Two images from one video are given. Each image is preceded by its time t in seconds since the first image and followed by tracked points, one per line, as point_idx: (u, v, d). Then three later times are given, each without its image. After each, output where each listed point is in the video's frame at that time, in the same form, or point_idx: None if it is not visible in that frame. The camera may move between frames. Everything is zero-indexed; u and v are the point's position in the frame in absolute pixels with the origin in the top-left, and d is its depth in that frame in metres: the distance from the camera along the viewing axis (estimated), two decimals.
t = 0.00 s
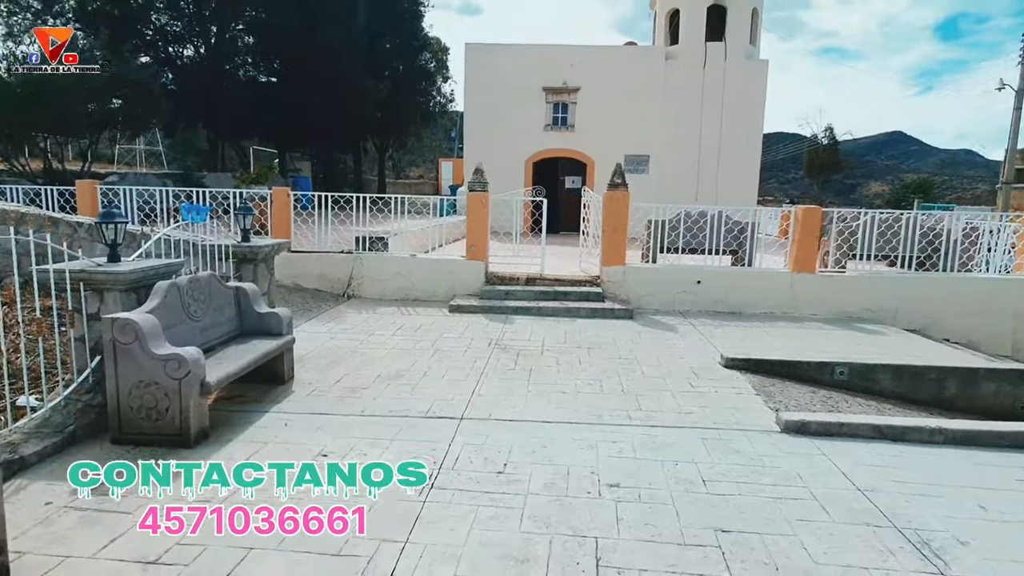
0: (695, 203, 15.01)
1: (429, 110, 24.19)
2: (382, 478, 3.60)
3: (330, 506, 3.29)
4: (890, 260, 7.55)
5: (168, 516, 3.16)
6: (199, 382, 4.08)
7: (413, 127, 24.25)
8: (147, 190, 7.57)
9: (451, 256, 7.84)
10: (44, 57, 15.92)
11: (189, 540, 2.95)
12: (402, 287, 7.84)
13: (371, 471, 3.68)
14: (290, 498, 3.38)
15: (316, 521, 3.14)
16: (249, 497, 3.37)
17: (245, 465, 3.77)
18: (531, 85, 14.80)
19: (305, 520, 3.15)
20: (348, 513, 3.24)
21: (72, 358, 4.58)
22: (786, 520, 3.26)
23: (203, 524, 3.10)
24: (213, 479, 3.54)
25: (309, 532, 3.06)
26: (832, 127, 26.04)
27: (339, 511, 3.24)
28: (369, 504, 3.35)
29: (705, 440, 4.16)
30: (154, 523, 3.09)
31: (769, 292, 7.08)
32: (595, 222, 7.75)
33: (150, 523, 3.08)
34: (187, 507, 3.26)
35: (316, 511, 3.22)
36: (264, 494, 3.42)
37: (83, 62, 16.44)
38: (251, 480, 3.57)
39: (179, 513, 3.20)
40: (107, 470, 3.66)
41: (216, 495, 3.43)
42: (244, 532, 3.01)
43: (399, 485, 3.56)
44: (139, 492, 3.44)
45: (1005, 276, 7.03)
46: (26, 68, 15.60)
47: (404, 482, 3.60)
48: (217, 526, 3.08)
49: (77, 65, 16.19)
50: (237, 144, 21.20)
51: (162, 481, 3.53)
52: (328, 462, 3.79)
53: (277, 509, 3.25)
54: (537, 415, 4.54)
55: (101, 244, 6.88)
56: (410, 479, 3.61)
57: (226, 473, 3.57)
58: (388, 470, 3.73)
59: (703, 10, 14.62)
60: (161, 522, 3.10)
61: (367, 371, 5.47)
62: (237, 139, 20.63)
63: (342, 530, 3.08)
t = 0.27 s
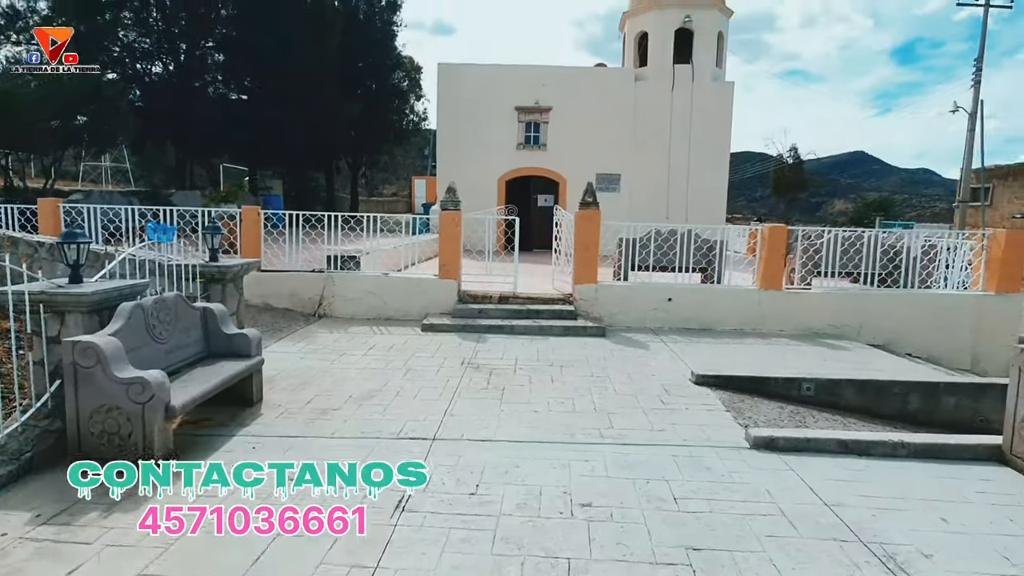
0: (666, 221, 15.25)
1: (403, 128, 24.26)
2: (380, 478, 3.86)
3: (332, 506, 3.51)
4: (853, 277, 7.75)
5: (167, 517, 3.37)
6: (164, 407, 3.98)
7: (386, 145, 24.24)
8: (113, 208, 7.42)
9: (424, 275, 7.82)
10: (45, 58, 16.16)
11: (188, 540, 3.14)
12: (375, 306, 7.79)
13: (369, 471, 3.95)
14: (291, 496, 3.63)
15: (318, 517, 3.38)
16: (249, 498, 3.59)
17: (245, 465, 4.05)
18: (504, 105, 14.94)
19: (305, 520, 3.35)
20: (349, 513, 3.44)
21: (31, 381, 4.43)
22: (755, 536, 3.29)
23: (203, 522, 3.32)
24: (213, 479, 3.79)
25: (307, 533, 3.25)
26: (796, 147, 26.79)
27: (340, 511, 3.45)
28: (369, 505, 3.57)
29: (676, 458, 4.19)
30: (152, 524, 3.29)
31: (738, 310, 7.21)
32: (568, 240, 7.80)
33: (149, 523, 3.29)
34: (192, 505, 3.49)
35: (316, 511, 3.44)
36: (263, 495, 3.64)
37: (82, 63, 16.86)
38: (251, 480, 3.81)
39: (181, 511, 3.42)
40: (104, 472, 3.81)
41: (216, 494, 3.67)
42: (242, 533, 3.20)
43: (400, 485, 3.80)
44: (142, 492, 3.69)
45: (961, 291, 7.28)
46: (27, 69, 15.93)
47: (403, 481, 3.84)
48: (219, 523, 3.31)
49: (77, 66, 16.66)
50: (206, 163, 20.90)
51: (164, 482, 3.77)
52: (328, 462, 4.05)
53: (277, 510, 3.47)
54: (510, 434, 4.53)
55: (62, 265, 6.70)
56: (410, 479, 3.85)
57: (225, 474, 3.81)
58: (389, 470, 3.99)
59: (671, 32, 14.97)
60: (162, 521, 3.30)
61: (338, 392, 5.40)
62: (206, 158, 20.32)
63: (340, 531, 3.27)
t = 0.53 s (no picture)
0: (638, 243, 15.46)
1: (376, 149, 24.30)
2: (379, 478, 4.14)
3: (332, 503, 3.81)
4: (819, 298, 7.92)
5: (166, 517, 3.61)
6: (127, 435, 3.86)
7: (360, 167, 24.19)
8: (77, 230, 7.24)
9: (397, 297, 7.78)
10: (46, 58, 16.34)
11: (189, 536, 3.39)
12: (347, 329, 7.71)
13: (369, 471, 4.23)
14: (290, 495, 3.92)
15: (318, 514, 3.68)
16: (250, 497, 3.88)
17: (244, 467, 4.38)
18: (477, 126, 15.05)
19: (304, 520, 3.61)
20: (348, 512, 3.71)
21: None
22: (728, 558, 3.28)
23: (202, 522, 3.59)
24: (212, 480, 4.06)
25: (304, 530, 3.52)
26: (763, 170, 27.48)
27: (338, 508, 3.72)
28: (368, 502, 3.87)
29: (649, 479, 4.19)
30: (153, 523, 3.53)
31: (708, 331, 7.31)
32: (540, 262, 7.85)
33: (151, 522, 3.57)
34: (192, 505, 3.78)
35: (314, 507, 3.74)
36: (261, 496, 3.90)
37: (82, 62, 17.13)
38: (249, 481, 4.08)
39: (179, 512, 3.70)
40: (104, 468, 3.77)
41: (216, 494, 3.96)
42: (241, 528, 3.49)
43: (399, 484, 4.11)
44: (143, 492, 3.99)
45: (922, 310, 7.49)
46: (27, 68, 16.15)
47: (402, 482, 4.12)
48: (218, 523, 3.58)
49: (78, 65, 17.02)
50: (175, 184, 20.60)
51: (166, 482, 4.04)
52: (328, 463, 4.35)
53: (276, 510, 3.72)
54: (483, 459, 4.49)
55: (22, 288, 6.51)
56: (409, 479, 4.13)
57: (224, 475, 4.07)
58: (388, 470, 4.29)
59: (640, 58, 15.31)
60: (162, 521, 3.58)
61: (308, 418, 5.30)
62: (175, 179, 19.96)
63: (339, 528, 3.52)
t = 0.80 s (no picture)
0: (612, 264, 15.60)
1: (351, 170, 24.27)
2: (378, 478, 4.47)
3: (332, 501, 4.17)
4: (788, 319, 8.08)
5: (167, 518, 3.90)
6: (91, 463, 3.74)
7: (335, 188, 24.09)
8: (41, 252, 7.06)
9: (371, 319, 7.71)
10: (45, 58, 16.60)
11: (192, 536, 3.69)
12: (320, 352, 7.61)
13: (366, 473, 4.56)
14: (294, 495, 4.26)
15: (318, 511, 4.01)
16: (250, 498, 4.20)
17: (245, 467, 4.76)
18: (453, 148, 15.13)
19: (308, 516, 3.94)
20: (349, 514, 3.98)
21: None
22: None
23: (207, 519, 3.90)
24: (213, 480, 4.40)
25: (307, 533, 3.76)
26: (732, 194, 28.09)
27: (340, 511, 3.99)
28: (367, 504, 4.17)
29: (624, 501, 4.16)
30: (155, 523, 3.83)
31: (681, 352, 7.39)
32: (515, 284, 7.87)
33: (157, 519, 3.88)
34: (201, 502, 4.14)
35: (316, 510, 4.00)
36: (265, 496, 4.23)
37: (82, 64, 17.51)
38: (249, 482, 4.43)
39: (186, 509, 4.02)
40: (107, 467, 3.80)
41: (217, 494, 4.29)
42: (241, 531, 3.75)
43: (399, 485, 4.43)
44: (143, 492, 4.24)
45: (887, 331, 7.67)
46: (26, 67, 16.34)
47: (402, 482, 4.45)
48: (226, 519, 3.91)
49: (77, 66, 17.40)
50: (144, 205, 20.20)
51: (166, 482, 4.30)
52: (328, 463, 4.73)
53: (281, 506, 4.10)
54: (457, 484, 4.43)
55: None
56: (409, 479, 4.47)
57: (225, 475, 4.41)
58: (389, 470, 4.62)
59: (612, 84, 15.62)
60: (170, 517, 3.89)
61: (278, 444, 5.19)
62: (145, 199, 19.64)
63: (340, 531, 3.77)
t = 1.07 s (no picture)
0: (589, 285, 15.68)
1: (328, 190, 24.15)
2: (376, 477, 4.82)
3: (332, 499, 4.45)
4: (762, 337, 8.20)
5: (168, 517, 4.18)
6: (54, 489, 3.61)
7: (311, 207, 23.89)
8: (7, 272, 6.89)
9: (347, 340, 7.63)
10: (44, 58, 16.34)
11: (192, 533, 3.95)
12: (295, 373, 7.50)
13: (365, 472, 4.91)
14: (291, 493, 4.59)
15: (318, 507, 4.31)
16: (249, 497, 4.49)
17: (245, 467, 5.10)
18: (431, 168, 15.18)
19: (307, 514, 4.21)
20: (348, 513, 4.25)
21: None
22: None
23: (206, 518, 4.17)
24: (213, 478, 4.71)
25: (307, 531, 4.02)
26: (706, 214, 28.61)
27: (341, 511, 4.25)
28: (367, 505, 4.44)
29: (601, 522, 4.10)
30: (153, 522, 4.09)
31: (656, 371, 7.45)
32: (493, 304, 7.88)
33: (153, 521, 4.12)
34: (193, 503, 4.39)
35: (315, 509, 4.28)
36: (263, 497, 4.55)
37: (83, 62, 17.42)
38: (249, 480, 4.73)
39: (183, 510, 4.28)
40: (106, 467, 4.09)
41: (217, 493, 4.60)
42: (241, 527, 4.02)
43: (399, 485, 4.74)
44: (142, 491, 4.50)
45: (857, 350, 7.82)
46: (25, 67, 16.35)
47: (402, 482, 4.77)
48: (224, 518, 4.16)
49: (77, 65, 17.28)
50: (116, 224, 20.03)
51: (166, 480, 4.61)
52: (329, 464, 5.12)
53: (279, 506, 4.38)
54: (434, 508, 4.35)
55: None
56: (409, 479, 4.78)
57: (225, 473, 4.75)
58: (388, 471, 4.98)
59: (588, 106, 15.89)
60: (164, 520, 4.14)
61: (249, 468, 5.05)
62: (116, 218, 19.46)
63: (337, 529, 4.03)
